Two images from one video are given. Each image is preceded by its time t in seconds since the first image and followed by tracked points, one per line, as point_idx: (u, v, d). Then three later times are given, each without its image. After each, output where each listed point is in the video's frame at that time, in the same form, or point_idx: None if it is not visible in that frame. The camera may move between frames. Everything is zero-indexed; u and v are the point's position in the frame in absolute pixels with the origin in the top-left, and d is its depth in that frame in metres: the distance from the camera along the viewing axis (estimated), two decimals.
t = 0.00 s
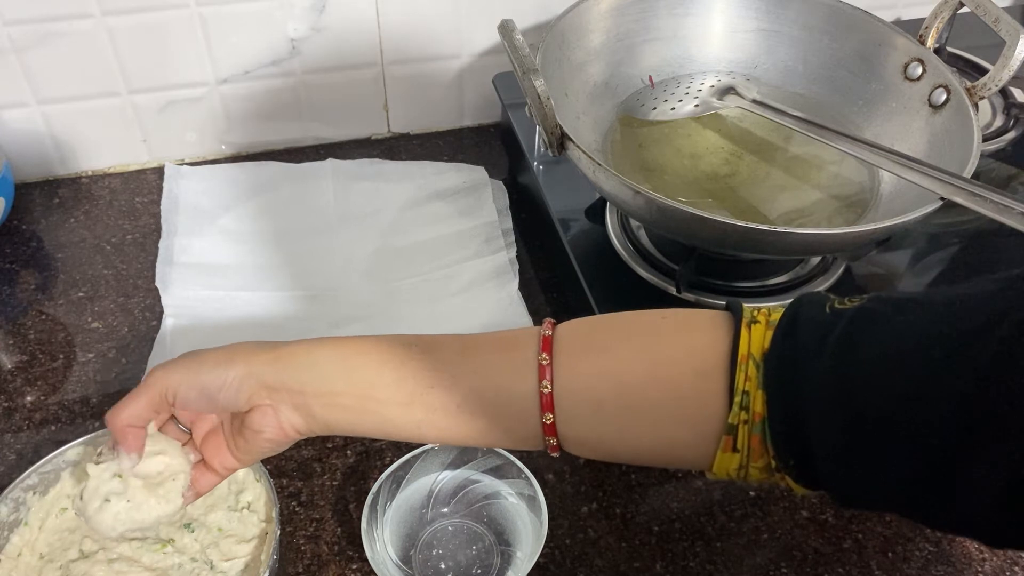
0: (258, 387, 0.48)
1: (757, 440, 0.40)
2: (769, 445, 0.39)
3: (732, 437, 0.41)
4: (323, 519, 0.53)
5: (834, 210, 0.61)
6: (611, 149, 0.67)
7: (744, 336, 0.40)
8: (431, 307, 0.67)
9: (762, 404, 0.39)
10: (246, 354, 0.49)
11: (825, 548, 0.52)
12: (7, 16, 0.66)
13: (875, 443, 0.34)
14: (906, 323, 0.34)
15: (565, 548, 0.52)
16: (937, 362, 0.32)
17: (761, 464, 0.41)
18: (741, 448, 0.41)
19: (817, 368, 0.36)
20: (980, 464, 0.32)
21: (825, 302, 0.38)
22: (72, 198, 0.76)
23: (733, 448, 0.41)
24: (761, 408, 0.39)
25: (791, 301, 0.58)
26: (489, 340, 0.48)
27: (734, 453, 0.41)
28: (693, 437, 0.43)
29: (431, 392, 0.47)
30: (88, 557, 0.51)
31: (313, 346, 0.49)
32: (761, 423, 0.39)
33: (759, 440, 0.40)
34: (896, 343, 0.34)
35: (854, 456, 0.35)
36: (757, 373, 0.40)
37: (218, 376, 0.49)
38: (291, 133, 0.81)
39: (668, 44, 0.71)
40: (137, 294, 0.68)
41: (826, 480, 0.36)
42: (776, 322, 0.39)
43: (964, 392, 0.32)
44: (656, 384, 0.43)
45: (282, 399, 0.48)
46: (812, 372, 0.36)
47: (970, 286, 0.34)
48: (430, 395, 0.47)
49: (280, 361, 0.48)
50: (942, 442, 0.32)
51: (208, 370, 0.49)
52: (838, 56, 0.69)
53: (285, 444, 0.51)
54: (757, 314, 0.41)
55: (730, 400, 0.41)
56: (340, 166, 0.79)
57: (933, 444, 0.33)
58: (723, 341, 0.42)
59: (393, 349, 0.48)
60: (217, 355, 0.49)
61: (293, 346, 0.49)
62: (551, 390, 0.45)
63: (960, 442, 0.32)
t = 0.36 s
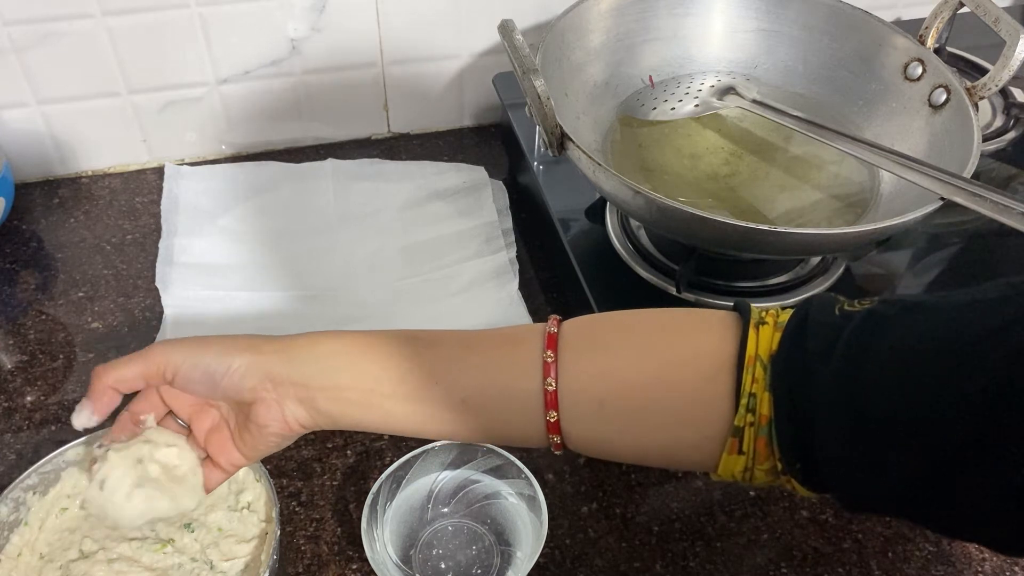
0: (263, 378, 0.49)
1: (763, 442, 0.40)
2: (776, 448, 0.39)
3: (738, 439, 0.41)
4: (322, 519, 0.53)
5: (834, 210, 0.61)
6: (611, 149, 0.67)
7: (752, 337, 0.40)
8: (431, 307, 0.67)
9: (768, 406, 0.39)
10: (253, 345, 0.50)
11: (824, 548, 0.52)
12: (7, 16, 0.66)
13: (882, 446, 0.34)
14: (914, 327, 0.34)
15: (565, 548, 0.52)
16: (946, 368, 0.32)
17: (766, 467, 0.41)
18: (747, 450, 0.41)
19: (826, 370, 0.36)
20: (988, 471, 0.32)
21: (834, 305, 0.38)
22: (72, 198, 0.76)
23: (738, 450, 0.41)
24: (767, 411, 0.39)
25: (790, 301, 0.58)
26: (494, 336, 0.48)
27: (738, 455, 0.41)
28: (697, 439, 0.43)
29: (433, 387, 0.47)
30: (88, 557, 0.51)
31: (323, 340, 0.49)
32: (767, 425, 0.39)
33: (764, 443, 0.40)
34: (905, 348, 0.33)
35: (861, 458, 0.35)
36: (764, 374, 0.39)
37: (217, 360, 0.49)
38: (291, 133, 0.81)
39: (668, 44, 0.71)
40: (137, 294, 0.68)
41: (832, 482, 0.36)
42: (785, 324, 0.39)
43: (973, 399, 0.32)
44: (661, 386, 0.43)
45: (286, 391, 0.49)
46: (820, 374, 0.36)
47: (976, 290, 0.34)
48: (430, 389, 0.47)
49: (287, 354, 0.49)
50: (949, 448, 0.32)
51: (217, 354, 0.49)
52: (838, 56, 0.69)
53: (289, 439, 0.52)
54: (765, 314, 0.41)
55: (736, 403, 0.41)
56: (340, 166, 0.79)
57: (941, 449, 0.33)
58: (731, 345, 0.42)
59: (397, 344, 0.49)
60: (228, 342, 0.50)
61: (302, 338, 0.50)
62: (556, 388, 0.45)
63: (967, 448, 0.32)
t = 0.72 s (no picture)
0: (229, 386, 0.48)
1: (724, 403, 0.39)
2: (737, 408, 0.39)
3: (699, 401, 0.40)
4: (323, 519, 0.53)
5: (834, 210, 0.61)
6: (610, 149, 0.67)
7: (707, 300, 0.38)
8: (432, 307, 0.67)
9: (727, 370, 0.38)
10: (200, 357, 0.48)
11: (824, 548, 0.52)
12: (7, 16, 0.66)
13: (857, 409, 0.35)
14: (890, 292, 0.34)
15: (565, 548, 0.52)
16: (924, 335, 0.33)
17: (729, 423, 0.41)
18: (709, 410, 0.40)
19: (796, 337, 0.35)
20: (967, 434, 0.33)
21: (796, 262, 0.37)
22: (72, 198, 0.76)
23: (701, 410, 0.41)
24: (726, 374, 0.38)
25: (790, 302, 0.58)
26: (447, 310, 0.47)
27: (701, 415, 0.41)
28: (658, 401, 0.43)
29: (392, 372, 0.46)
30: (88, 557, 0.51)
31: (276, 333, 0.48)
32: (727, 388, 0.38)
33: (725, 404, 0.39)
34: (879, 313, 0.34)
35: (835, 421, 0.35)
36: (722, 340, 0.38)
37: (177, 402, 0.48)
38: (291, 133, 0.81)
39: (668, 44, 0.71)
40: (137, 294, 0.68)
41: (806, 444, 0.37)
42: (741, 285, 0.37)
43: (950, 364, 0.32)
44: (616, 352, 0.42)
45: (255, 390, 0.48)
46: (790, 341, 0.35)
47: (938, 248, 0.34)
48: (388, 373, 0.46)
49: (243, 352, 0.47)
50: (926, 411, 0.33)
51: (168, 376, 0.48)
52: (838, 56, 0.69)
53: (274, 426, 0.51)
54: (720, 273, 0.39)
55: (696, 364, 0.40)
56: (340, 166, 0.79)
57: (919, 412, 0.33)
58: (686, 308, 0.41)
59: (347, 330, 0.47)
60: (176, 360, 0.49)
61: (250, 334, 0.48)
62: (511, 365, 0.44)
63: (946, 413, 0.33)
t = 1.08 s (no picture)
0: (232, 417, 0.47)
1: (723, 402, 0.39)
2: (736, 407, 0.39)
3: (698, 401, 0.40)
4: (323, 519, 0.53)
5: (834, 210, 0.61)
6: (610, 149, 0.67)
7: (703, 302, 0.38)
8: (432, 307, 0.67)
9: (725, 370, 0.38)
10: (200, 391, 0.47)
11: (824, 548, 0.52)
12: (7, 16, 0.66)
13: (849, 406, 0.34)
14: (882, 288, 0.33)
15: (565, 548, 0.52)
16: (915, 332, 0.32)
17: (728, 422, 0.40)
18: (708, 409, 0.40)
19: (788, 335, 0.35)
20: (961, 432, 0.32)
21: (788, 262, 0.37)
22: (72, 198, 0.76)
23: (699, 409, 0.40)
24: (725, 373, 0.38)
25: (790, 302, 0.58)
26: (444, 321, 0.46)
27: (701, 413, 0.41)
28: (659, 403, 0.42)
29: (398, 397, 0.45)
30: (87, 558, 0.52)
31: (278, 360, 0.47)
32: (726, 387, 0.38)
33: (724, 403, 0.39)
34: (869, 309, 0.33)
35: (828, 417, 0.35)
36: (718, 340, 0.38)
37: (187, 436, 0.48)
38: (291, 133, 0.81)
39: (668, 44, 0.71)
40: (137, 294, 0.68)
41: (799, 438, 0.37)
42: (736, 285, 0.37)
43: (937, 361, 0.32)
44: (614, 357, 0.42)
45: (261, 416, 0.47)
46: (782, 339, 0.35)
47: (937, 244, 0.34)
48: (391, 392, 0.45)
49: (244, 387, 0.47)
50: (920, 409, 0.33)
51: (174, 411, 0.47)
52: (838, 56, 0.69)
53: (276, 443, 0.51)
54: (714, 274, 0.39)
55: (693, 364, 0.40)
56: (340, 166, 0.79)
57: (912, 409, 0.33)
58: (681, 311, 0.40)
59: (348, 351, 0.46)
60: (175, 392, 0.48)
61: (253, 363, 0.47)
62: (513, 380, 0.43)
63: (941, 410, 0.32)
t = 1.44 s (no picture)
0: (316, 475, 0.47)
1: (764, 425, 0.40)
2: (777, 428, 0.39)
3: (739, 423, 0.40)
4: (323, 519, 0.53)
5: (834, 210, 0.61)
6: (610, 149, 0.67)
7: (735, 328, 0.39)
8: (432, 307, 0.67)
9: (763, 394, 0.39)
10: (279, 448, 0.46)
11: (824, 548, 0.52)
12: (7, 16, 0.66)
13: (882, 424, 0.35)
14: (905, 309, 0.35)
15: (565, 548, 0.52)
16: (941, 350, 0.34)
17: (769, 442, 0.41)
18: (749, 431, 0.41)
19: (823, 358, 0.36)
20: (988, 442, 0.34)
21: (818, 287, 0.38)
22: (72, 198, 0.76)
23: (740, 432, 0.41)
24: (763, 397, 0.39)
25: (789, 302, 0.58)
26: (490, 365, 0.47)
27: (742, 436, 0.41)
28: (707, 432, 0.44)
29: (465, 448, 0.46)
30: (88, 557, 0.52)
31: (353, 415, 0.47)
32: (765, 409, 0.39)
33: (766, 425, 0.39)
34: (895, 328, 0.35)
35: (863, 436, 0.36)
36: (755, 364, 0.39)
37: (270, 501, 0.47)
38: (291, 133, 0.81)
39: (668, 44, 0.71)
40: (137, 294, 0.68)
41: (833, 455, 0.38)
42: (765, 310, 0.38)
43: (969, 369, 0.33)
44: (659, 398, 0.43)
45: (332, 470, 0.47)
46: (820, 357, 0.36)
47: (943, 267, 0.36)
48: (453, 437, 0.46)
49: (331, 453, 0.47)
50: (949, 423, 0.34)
51: (250, 462, 0.46)
52: (838, 56, 0.69)
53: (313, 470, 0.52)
54: (744, 299, 0.39)
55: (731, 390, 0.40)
56: (340, 166, 0.79)
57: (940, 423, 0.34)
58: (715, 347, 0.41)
59: (406, 400, 0.46)
60: (252, 443, 0.47)
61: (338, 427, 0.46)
62: (566, 429, 0.44)
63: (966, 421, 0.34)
